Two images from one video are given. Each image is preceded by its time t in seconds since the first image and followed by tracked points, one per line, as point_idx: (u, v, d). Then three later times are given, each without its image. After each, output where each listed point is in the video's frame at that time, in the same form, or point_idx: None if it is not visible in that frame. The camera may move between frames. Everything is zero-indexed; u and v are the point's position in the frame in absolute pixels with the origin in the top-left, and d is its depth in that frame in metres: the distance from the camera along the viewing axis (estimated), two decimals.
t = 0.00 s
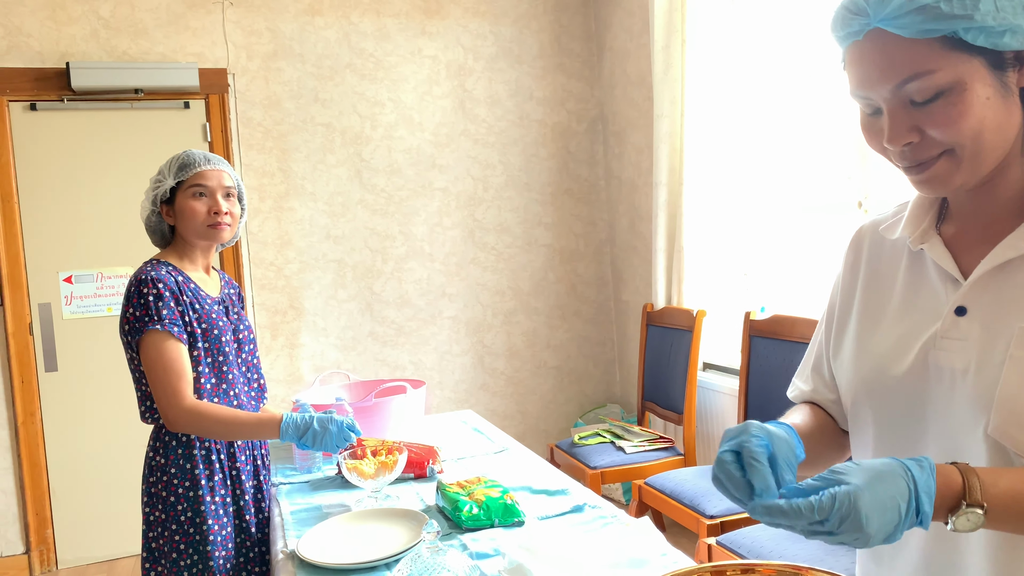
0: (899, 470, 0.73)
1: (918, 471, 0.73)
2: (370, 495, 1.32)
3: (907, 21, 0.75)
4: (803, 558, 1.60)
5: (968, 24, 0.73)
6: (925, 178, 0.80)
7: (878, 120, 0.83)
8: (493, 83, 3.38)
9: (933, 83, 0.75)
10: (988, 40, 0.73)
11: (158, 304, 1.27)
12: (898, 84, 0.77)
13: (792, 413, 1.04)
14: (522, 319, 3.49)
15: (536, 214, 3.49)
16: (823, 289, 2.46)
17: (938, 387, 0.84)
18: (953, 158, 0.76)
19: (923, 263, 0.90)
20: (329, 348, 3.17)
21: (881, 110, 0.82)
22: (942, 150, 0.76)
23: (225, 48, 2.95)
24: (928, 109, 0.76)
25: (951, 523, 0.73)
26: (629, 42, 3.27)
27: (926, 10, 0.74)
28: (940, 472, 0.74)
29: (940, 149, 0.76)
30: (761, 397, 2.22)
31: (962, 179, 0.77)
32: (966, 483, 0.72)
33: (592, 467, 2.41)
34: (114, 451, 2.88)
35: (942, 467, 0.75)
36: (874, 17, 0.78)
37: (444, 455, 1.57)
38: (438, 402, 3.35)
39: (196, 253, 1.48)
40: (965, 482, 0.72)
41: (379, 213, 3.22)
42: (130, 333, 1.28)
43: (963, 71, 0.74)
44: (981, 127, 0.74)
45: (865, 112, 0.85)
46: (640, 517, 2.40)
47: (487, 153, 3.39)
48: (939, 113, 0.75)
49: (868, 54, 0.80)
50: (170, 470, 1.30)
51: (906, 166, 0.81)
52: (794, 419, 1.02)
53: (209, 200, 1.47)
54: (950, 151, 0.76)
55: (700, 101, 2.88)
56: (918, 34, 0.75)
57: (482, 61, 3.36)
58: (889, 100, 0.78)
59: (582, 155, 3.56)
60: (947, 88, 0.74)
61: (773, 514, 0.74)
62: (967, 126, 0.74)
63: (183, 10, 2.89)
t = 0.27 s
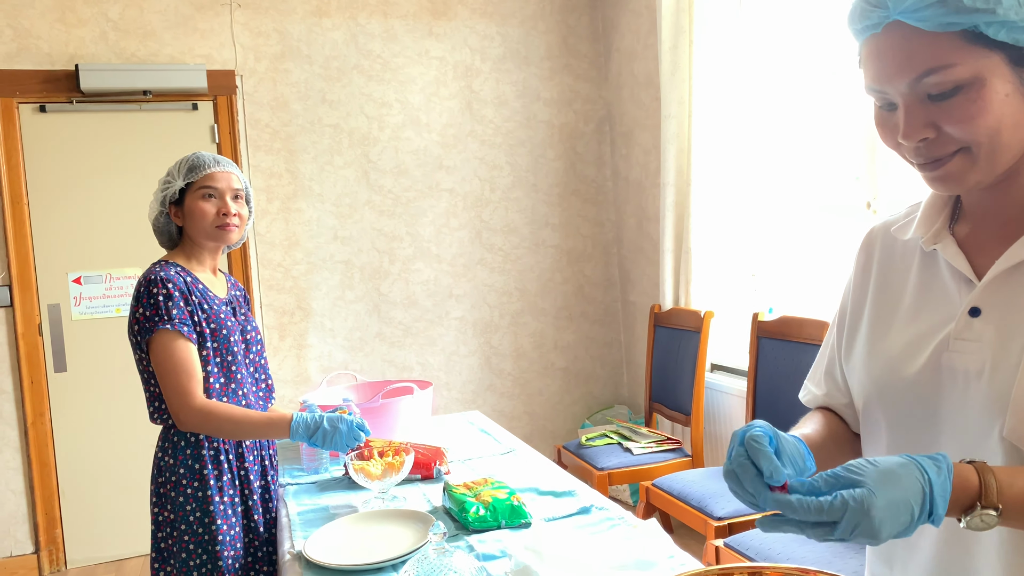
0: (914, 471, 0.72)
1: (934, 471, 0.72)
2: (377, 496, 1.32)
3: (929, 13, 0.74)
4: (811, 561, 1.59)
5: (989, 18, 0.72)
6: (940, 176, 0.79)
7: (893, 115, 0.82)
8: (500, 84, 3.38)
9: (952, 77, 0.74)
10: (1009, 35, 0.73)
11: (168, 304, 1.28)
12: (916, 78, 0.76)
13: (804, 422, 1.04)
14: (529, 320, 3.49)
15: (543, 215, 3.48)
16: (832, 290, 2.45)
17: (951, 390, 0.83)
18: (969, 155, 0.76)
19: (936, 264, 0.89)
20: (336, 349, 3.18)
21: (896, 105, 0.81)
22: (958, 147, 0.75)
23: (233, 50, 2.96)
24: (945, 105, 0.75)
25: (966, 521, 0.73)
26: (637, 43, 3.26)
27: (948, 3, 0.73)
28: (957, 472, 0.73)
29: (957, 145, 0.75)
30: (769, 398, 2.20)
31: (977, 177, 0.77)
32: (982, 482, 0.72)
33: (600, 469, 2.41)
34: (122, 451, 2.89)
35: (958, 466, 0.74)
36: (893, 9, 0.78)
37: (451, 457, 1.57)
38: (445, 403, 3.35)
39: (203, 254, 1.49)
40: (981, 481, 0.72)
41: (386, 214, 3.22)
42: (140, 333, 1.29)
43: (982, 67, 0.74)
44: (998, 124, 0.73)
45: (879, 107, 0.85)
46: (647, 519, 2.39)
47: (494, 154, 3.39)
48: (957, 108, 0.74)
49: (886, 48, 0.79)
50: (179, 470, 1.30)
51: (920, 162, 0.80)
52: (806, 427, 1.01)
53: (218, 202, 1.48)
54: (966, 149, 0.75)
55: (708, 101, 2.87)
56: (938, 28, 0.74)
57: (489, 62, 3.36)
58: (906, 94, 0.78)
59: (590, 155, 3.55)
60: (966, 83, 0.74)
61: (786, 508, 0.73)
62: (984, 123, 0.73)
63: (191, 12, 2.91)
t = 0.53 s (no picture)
0: (921, 468, 0.72)
1: (940, 469, 0.71)
2: (384, 496, 1.33)
3: (942, 12, 0.74)
4: (820, 563, 1.58)
5: (1004, 17, 0.72)
6: (952, 175, 0.78)
7: (906, 114, 0.81)
8: (508, 85, 3.38)
9: (966, 76, 0.74)
10: None
11: (177, 304, 1.28)
12: (929, 77, 0.76)
13: (813, 417, 1.03)
14: (537, 321, 3.48)
15: (550, 216, 3.48)
16: (841, 291, 2.43)
17: (960, 390, 0.82)
18: (982, 155, 0.75)
19: (948, 263, 0.88)
20: (344, 349, 3.19)
21: (909, 104, 0.80)
22: (971, 146, 0.75)
23: (242, 51, 2.98)
24: (959, 104, 0.74)
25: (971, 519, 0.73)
26: (645, 44, 3.25)
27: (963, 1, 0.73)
28: (967, 471, 0.73)
29: (969, 145, 0.75)
30: (777, 399, 2.19)
31: (990, 177, 0.76)
32: (990, 481, 0.71)
33: (607, 470, 2.40)
34: (131, 451, 2.91)
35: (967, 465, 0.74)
36: (907, 7, 0.77)
37: (458, 457, 1.57)
38: (453, 404, 3.35)
39: (212, 255, 1.49)
40: (990, 480, 0.71)
41: (394, 215, 3.23)
42: (150, 333, 1.30)
43: (997, 66, 0.73)
44: (1012, 124, 0.73)
45: (891, 106, 0.84)
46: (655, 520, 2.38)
47: (502, 155, 3.39)
48: (971, 107, 0.73)
49: (900, 46, 0.78)
50: (187, 469, 1.31)
51: (932, 162, 0.79)
52: (812, 421, 1.01)
53: (228, 203, 1.49)
54: (979, 148, 0.75)
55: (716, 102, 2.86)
56: (953, 26, 0.73)
57: (497, 63, 3.36)
58: (919, 93, 0.77)
59: (597, 156, 3.55)
60: (980, 83, 0.73)
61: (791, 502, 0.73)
62: (998, 122, 0.72)
63: (200, 14, 2.92)
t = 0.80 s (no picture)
0: (933, 466, 0.71)
1: (953, 466, 0.71)
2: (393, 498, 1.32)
3: (956, 14, 0.73)
4: (831, 567, 1.57)
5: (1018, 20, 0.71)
6: (966, 179, 0.77)
7: (918, 117, 0.80)
8: (518, 86, 3.38)
9: (980, 79, 0.73)
10: None
11: (188, 305, 1.29)
12: (942, 80, 0.75)
13: (823, 416, 1.02)
14: (546, 323, 3.48)
15: (560, 217, 3.47)
16: (853, 293, 2.41)
17: (974, 393, 0.81)
18: (996, 158, 0.74)
19: (960, 265, 0.87)
20: (354, 350, 3.19)
21: (922, 107, 0.79)
22: (985, 150, 0.74)
23: (253, 53, 2.99)
24: (973, 107, 0.73)
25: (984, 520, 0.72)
26: (655, 45, 3.24)
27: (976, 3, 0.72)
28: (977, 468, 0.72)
29: (984, 149, 0.74)
30: (788, 401, 2.17)
31: (1003, 180, 0.75)
32: (1002, 479, 0.71)
33: (617, 472, 2.39)
34: (143, 450, 2.93)
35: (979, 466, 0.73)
36: (920, 9, 0.76)
37: (467, 459, 1.56)
38: (462, 405, 3.35)
39: (223, 257, 1.50)
40: (1001, 478, 0.71)
41: (404, 216, 3.23)
42: (161, 334, 1.30)
43: (1011, 69, 0.72)
44: None
45: (903, 108, 0.83)
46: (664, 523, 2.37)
47: (512, 156, 3.39)
48: (986, 111, 0.72)
49: (911, 50, 0.77)
50: (198, 470, 1.31)
51: (945, 165, 0.78)
52: (823, 421, 0.99)
53: (239, 205, 1.49)
54: (993, 152, 0.74)
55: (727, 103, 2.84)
56: (966, 30, 0.73)
57: (507, 64, 3.36)
58: (932, 97, 0.76)
59: (607, 157, 3.54)
60: (994, 86, 0.72)
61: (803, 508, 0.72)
62: (1012, 125, 0.72)
63: (211, 16, 2.94)
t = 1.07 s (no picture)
0: (950, 466, 0.71)
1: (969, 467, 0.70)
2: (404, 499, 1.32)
3: (970, 17, 0.72)
4: (845, 572, 1.55)
5: None
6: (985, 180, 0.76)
7: (932, 120, 0.79)
8: (530, 88, 3.38)
9: (996, 81, 0.71)
10: None
11: (201, 305, 1.30)
12: (957, 83, 0.74)
13: (828, 417, 1.00)
14: (558, 324, 3.47)
15: (572, 218, 3.47)
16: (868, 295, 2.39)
17: (990, 398, 0.80)
18: (1012, 160, 0.73)
19: (974, 267, 0.86)
20: (366, 351, 3.20)
21: (935, 110, 0.78)
22: (1001, 153, 0.73)
23: (266, 55, 3.01)
24: (989, 109, 0.72)
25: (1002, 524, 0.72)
26: (668, 46, 3.23)
27: (991, 5, 0.70)
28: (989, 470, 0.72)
29: (1000, 151, 0.73)
30: (801, 404, 2.15)
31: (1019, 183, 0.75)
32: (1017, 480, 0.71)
33: (628, 474, 2.38)
34: (157, 449, 2.96)
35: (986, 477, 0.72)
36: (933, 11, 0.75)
37: (478, 460, 1.56)
38: (474, 406, 3.35)
39: (236, 258, 1.51)
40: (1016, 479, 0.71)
41: (416, 217, 3.24)
42: (173, 335, 1.31)
43: None
44: None
45: (916, 110, 0.81)
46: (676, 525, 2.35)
47: (524, 157, 3.38)
48: (1002, 113, 0.71)
49: (925, 53, 0.76)
50: (209, 470, 1.32)
51: (960, 168, 0.77)
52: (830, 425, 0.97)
53: (251, 207, 1.50)
54: (1009, 154, 0.73)
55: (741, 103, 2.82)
56: (980, 32, 0.72)
57: (519, 65, 3.36)
58: (946, 99, 0.75)
59: (620, 159, 3.53)
60: (1009, 88, 0.71)
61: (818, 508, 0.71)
62: None
63: (225, 19, 2.97)
